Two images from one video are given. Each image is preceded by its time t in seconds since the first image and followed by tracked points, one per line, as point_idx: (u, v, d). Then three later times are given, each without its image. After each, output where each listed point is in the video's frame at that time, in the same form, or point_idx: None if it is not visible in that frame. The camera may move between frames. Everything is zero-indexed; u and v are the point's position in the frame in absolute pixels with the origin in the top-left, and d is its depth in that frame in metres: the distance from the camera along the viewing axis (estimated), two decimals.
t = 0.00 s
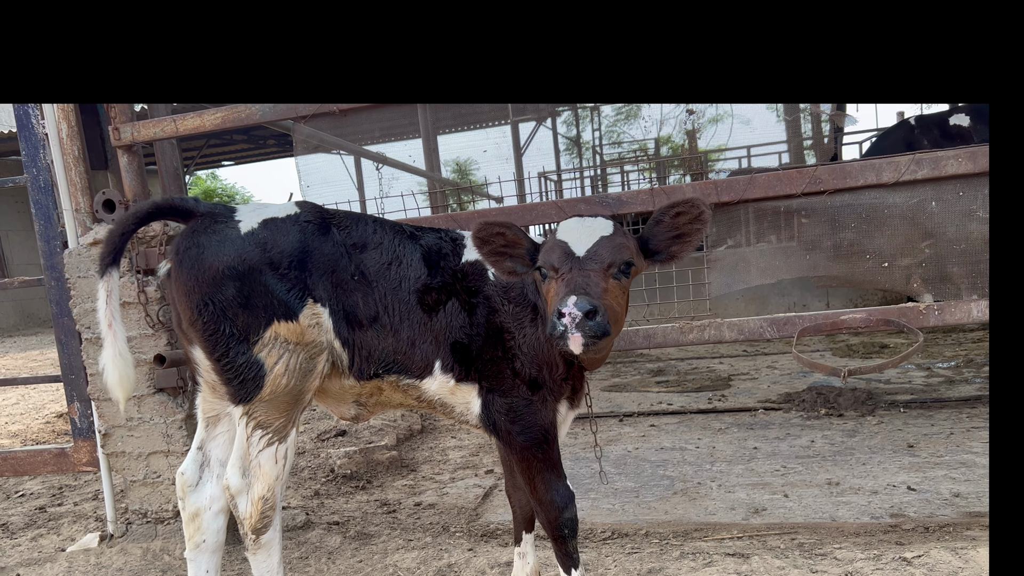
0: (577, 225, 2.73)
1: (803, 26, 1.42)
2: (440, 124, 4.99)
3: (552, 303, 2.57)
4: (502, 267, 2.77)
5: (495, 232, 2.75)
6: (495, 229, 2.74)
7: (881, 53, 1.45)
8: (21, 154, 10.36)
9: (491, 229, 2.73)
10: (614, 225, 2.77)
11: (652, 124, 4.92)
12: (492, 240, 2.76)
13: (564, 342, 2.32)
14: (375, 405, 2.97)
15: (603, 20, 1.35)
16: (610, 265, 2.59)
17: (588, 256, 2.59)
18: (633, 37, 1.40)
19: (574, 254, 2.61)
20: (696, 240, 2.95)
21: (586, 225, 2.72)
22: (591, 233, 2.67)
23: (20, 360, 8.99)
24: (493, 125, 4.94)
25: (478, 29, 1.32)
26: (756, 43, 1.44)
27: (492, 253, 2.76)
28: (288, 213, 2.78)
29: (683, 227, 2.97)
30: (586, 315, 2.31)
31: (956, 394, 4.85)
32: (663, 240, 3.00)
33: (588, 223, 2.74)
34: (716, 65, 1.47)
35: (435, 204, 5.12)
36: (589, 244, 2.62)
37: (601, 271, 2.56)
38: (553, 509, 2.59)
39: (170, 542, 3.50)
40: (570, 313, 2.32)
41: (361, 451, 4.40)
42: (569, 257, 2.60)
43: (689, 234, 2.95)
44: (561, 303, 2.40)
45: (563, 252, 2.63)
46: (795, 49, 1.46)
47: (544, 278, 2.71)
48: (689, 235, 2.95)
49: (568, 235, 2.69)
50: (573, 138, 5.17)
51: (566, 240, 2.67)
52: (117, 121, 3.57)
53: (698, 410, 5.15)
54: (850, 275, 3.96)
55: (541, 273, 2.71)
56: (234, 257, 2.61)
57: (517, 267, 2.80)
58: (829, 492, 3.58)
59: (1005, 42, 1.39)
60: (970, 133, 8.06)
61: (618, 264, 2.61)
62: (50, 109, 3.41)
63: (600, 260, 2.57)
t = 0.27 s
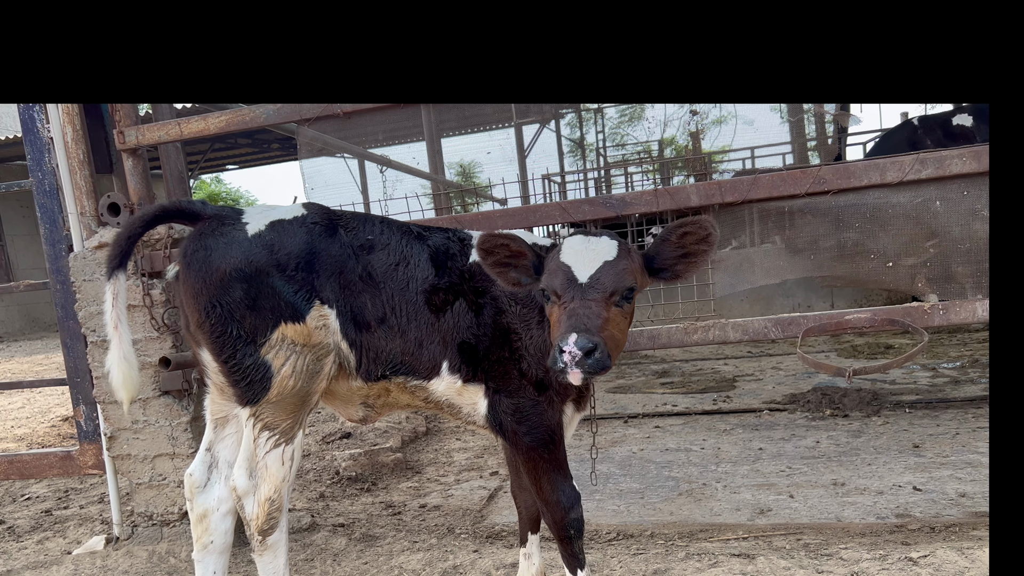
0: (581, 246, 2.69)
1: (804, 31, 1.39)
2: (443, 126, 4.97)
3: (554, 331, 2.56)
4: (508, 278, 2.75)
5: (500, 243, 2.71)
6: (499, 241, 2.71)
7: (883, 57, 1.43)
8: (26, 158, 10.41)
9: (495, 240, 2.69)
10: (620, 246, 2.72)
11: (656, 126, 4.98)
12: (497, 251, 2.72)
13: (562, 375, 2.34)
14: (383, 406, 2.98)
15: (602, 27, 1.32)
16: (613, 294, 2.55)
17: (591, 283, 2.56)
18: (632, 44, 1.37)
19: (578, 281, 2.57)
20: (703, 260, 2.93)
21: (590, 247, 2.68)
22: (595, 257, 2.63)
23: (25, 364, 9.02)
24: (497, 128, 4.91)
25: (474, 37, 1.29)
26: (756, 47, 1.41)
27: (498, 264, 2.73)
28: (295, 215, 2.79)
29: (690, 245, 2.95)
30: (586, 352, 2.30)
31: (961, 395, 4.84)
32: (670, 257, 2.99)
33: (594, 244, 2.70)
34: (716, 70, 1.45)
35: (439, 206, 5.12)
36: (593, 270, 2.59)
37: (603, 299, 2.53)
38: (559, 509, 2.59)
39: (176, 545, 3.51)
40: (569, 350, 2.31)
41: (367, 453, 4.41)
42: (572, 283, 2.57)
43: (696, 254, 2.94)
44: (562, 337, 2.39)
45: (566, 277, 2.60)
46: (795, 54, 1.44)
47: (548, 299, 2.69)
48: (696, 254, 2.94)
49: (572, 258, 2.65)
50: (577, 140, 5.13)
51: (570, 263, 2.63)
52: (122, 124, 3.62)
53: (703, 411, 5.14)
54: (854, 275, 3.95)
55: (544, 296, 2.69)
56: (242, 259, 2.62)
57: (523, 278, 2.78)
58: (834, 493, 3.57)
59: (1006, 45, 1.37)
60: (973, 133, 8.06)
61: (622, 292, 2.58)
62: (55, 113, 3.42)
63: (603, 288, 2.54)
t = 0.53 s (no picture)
0: (602, 274, 2.65)
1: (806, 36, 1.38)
2: (446, 128, 4.96)
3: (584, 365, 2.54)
4: (521, 301, 2.69)
5: (511, 268, 2.63)
6: (508, 266, 2.61)
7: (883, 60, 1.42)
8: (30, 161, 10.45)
9: (505, 265, 2.60)
10: (639, 270, 2.70)
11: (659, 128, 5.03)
12: (509, 275, 2.65)
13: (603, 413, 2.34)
14: (384, 407, 2.98)
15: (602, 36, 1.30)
16: (642, 323, 2.53)
17: (619, 315, 2.52)
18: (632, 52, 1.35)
19: (606, 313, 2.53)
20: (719, 276, 2.94)
21: (612, 275, 2.64)
22: (621, 286, 2.60)
23: (28, 367, 9.04)
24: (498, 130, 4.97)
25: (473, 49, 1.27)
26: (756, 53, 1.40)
27: (511, 289, 2.67)
28: (295, 217, 2.79)
29: (708, 261, 2.94)
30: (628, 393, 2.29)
31: (965, 396, 4.82)
32: (687, 274, 2.98)
33: (614, 271, 2.66)
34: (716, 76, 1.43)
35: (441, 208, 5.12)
36: (620, 301, 2.55)
37: (633, 331, 2.50)
38: (561, 512, 2.59)
39: (179, 547, 3.51)
40: (611, 393, 2.30)
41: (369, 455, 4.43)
42: (600, 315, 2.53)
43: (712, 269, 2.95)
44: (600, 377, 2.37)
45: (593, 309, 2.56)
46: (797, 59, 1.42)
47: (572, 330, 2.64)
48: (712, 269, 2.95)
49: (597, 288, 2.60)
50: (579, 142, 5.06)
51: (596, 294, 2.59)
52: (126, 127, 3.61)
53: (706, 413, 5.14)
54: (857, 277, 3.94)
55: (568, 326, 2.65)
56: (242, 262, 2.63)
57: (537, 299, 2.75)
58: (837, 495, 3.57)
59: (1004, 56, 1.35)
60: (975, 134, 8.06)
61: (650, 320, 2.56)
62: (58, 115, 3.43)
63: (633, 319, 2.51)
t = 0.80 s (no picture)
0: (630, 279, 2.64)
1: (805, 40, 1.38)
2: (448, 128, 5.01)
3: (615, 369, 2.55)
4: (543, 306, 2.71)
5: (533, 271, 2.66)
6: (532, 268, 2.65)
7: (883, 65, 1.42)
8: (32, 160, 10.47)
9: (528, 267, 2.64)
10: (663, 272, 2.70)
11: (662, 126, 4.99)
12: (532, 279, 2.67)
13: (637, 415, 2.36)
14: (385, 406, 2.98)
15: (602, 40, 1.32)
16: (672, 326, 2.54)
17: (650, 318, 2.52)
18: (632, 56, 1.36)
19: (637, 317, 2.53)
20: (736, 274, 2.96)
21: (639, 279, 2.64)
22: (650, 291, 2.59)
23: (30, 365, 9.05)
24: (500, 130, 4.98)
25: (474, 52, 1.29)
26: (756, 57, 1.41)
27: (534, 293, 2.69)
28: (296, 216, 2.80)
29: (723, 262, 2.97)
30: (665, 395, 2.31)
31: (967, 397, 4.82)
32: (705, 276, 3.00)
33: (641, 275, 2.66)
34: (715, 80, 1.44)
35: (444, 207, 5.12)
36: (650, 305, 2.56)
37: (664, 334, 2.51)
38: (564, 511, 2.59)
39: (180, 546, 3.52)
40: (649, 395, 2.31)
41: (370, 454, 4.39)
42: (631, 319, 2.53)
43: (729, 268, 2.97)
44: (635, 380, 2.38)
45: (623, 313, 2.56)
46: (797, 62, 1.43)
47: (602, 334, 2.63)
48: (727, 268, 2.97)
49: (626, 293, 2.59)
50: (580, 142, 5.15)
51: (626, 298, 2.58)
52: (128, 126, 3.58)
53: (707, 413, 5.13)
54: (860, 277, 3.94)
55: (596, 330, 2.64)
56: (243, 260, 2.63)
57: (559, 305, 2.76)
58: (839, 495, 3.56)
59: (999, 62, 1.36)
60: (975, 135, 8.06)
61: (679, 323, 2.57)
62: (61, 114, 3.44)
63: (663, 322, 2.52)
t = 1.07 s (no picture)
0: (619, 278, 2.66)
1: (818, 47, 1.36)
2: (449, 126, 5.03)
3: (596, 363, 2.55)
4: (546, 307, 2.70)
5: (536, 273, 2.66)
6: (538, 270, 2.65)
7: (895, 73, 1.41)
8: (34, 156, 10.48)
9: (534, 269, 2.64)
10: (655, 273, 2.70)
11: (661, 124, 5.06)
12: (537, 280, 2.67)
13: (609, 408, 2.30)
14: (384, 403, 2.98)
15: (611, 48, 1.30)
16: (654, 323, 2.52)
17: (631, 313, 2.52)
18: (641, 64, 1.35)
19: (618, 312, 2.54)
20: (740, 283, 2.93)
21: (627, 278, 2.65)
22: (636, 288, 2.60)
23: (31, 361, 9.05)
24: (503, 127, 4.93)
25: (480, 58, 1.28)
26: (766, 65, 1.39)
27: (536, 294, 2.68)
28: (297, 211, 2.79)
29: (726, 270, 2.95)
30: (633, 384, 2.27)
31: (968, 397, 4.81)
32: (707, 282, 2.98)
33: (631, 275, 2.67)
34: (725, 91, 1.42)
35: (445, 203, 5.12)
36: (633, 301, 2.55)
37: (644, 329, 2.49)
38: (564, 508, 2.58)
39: (180, 542, 3.51)
40: (615, 383, 2.27)
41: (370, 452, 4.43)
42: (612, 314, 2.54)
43: (732, 277, 2.94)
44: (605, 370, 2.36)
45: (606, 309, 2.57)
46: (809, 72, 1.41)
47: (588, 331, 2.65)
48: (730, 276, 2.95)
49: (611, 290, 2.62)
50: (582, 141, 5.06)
51: (611, 294, 2.60)
52: (128, 121, 3.59)
53: (708, 411, 5.13)
54: (861, 276, 3.93)
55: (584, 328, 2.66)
56: (243, 256, 2.62)
57: (562, 307, 2.73)
58: (839, 494, 3.56)
59: None
60: (976, 134, 8.06)
61: (664, 321, 2.54)
62: (61, 109, 3.42)
63: (644, 318, 2.50)
